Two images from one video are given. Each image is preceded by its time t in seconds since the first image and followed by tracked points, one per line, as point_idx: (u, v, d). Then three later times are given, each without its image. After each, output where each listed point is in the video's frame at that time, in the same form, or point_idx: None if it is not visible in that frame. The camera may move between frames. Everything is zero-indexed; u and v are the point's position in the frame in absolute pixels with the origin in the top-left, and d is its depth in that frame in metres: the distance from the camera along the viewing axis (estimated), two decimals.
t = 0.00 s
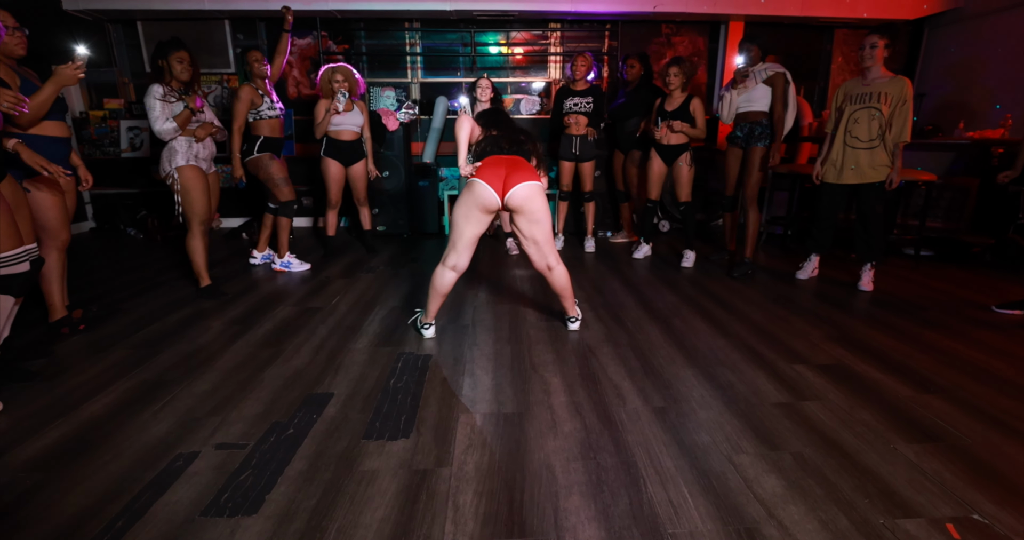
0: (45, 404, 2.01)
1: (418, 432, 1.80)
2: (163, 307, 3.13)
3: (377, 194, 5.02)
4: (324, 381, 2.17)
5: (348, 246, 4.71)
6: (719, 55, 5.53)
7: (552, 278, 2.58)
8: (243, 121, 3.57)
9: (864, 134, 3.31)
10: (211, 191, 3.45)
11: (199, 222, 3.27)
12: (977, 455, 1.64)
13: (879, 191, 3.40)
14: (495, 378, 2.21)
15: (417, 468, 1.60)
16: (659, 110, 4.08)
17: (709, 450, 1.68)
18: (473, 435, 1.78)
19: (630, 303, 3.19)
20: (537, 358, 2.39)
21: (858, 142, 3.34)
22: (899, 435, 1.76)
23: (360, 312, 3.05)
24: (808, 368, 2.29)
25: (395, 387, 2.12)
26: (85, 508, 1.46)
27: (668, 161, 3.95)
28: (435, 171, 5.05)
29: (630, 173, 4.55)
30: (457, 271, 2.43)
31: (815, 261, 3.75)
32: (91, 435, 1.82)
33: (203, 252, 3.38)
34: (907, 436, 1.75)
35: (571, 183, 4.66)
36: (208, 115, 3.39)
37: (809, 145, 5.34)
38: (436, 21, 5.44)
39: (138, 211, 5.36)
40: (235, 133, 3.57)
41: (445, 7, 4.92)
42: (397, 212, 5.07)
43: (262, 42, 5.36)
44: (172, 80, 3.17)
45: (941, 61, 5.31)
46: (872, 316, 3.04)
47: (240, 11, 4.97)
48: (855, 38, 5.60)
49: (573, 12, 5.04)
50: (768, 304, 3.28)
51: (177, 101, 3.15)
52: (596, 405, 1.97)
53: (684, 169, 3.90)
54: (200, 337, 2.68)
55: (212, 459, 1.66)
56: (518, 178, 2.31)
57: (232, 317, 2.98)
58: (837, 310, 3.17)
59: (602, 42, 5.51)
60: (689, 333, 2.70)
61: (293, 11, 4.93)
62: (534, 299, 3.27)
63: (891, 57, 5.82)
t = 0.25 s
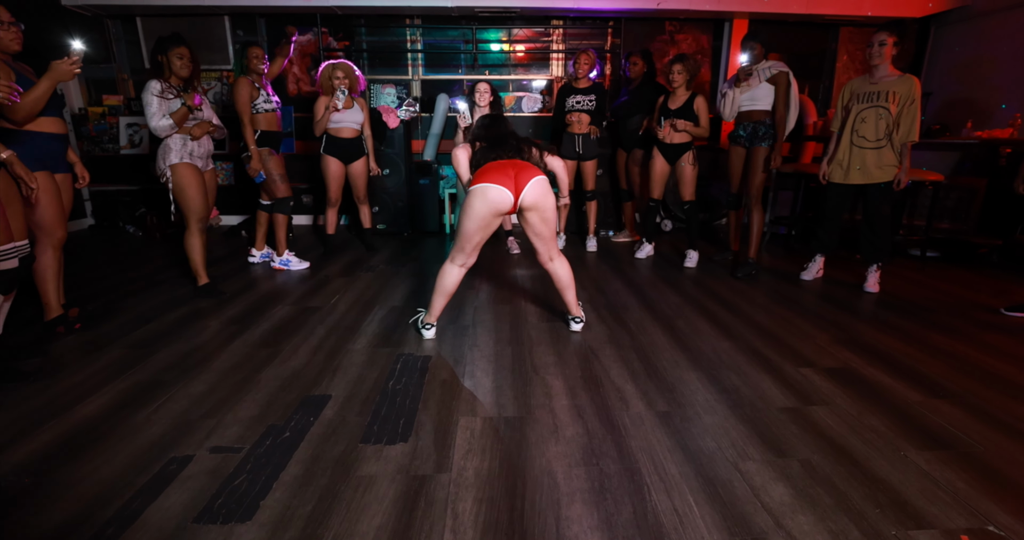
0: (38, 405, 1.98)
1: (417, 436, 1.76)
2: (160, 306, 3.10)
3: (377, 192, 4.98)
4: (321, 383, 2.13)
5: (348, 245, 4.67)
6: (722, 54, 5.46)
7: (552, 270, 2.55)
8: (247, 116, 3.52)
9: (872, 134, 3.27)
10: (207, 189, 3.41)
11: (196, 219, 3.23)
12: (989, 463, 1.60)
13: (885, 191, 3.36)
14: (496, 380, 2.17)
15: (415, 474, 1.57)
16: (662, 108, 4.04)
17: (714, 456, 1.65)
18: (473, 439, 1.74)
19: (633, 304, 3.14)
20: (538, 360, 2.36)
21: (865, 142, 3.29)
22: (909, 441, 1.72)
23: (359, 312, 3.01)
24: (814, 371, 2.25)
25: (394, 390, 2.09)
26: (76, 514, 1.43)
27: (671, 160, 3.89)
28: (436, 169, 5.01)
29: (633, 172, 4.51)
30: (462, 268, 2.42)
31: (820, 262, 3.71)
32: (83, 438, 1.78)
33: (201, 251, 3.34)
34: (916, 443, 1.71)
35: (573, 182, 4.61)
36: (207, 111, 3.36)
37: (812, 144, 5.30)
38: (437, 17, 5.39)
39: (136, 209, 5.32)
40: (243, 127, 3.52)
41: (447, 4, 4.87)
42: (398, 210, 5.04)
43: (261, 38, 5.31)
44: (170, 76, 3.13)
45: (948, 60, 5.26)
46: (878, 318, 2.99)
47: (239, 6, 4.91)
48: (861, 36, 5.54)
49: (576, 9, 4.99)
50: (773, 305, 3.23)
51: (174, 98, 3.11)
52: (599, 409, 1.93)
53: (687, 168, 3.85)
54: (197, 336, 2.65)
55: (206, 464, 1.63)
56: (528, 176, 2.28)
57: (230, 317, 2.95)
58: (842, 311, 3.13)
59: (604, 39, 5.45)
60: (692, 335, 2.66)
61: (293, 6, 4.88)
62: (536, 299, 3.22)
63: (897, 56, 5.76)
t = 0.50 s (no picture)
0: (32, 404, 1.94)
1: (416, 437, 1.73)
2: (157, 303, 3.06)
3: (377, 188, 4.94)
4: (319, 383, 2.10)
5: (348, 241, 4.63)
6: (726, 48, 5.42)
7: (557, 270, 2.50)
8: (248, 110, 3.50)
9: (880, 129, 3.23)
10: (206, 184, 3.37)
11: (193, 215, 3.19)
12: (1002, 467, 1.57)
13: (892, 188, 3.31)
14: (497, 379, 2.14)
15: (415, 476, 1.53)
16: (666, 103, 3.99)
17: (721, 458, 1.61)
18: (474, 440, 1.71)
19: (636, 301, 3.10)
20: (541, 359, 2.32)
21: (873, 138, 3.25)
22: (919, 444, 1.69)
23: (359, 309, 2.98)
24: (821, 371, 2.22)
25: (393, 390, 2.05)
26: (67, 517, 1.39)
27: (675, 156, 3.84)
28: (437, 165, 5.00)
29: (636, 168, 4.46)
30: (464, 266, 2.38)
31: (825, 260, 3.67)
32: (77, 439, 1.74)
33: (199, 247, 3.30)
34: (927, 446, 1.68)
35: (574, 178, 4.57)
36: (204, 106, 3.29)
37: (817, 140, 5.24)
38: (438, 11, 5.33)
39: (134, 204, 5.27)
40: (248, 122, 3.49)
41: None
42: (398, 206, 5.00)
43: (260, 32, 5.25)
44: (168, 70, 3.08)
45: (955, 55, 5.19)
46: (884, 317, 2.96)
47: None
48: (866, 31, 5.48)
49: (578, 2, 4.92)
50: (777, 303, 3.19)
51: (171, 93, 3.04)
52: (602, 409, 1.90)
53: (691, 165, 3.82)
54: (194, 334, 2.61)
55: (202, 466, 1.59)
56: (527, 174, 2.23)
57: (228, 314, 2.91)
58: (848, 310, 3.09)
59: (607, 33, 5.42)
60: (696, 333, 2.62)
61: None
62: (538, 296, 3.18)
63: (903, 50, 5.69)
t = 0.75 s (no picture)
0: (20, 408, 1.89)
1: (415, 444, 1.67)
2: (152, 303, 3.01)
3: (376, 187, 4.89)
4: (316, 387, 2.04)
5: (347, 240, 4.57)
6: (730, 44, 5.40)
7: (552, 265, 2.43)
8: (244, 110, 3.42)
9: (889, 128, 3.16)
10: (205, 183, 3.32)
11: (193, 215, 3.14)
12: (1022, 478, 1.51)
13: (901, 188, 3.25)
14: (498, 383, 2.08)
15: (413, 486, 1.48)
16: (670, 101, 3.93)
17: (730, 468, 1.56)
18: (475, 448, 1.65)
19: (639, 303, 3.05)
20: (542, 362, 2.26)
21: (882, 136, 3.19)
22: (935, 453, 1.64)
23: (357, 310, 2.93)
24: (830, 376, 2.16)
25: (391, 394, 2.00)
26: (53, 527, 1.34)
27: (679, 154, 3.79)
28: (438, 164, 4.89)
29: (638, 167, 4.40)
30: (461, 259, 2.33)
31: (831, 260, 3.61)
32: (65, 444, 1.69)
33: (196, 246, 3.25)
34: (943, 455, 1.62)
35: (576, 176, 4.52)
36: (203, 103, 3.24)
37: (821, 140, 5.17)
38: (438, 7, 5.27)
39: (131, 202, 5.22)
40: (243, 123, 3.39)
41: None
42: (398, 205, 4.95)
43: (258, 28, 5.19)
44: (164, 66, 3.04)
45: (960, 54, 5.15)
46: (893, 319, 2.90)
47: None
48: (872, 29, 5.42)
49: None
50: (783, 305, 3.14)
51: (169, 89, 3.01)
52: (606, 415, 1.85)
53: (696, 164, 3.75)
54: (190, 335, 2.55)
55: (193, 473, 1.54)
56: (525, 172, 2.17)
57: (224, 315, 2.86)
58: (855, 312, 3.04)
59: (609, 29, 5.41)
60: (702, 336, 2.57)
61: None
62: (539, 297, 3.13)
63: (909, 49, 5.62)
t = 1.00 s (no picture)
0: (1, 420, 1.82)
1: (411, 462, 1.60)
2: (143, 309, 2.93)
3: (374, 190, 4.82)
4: (309, 398, 1.97)
5: (344, 243, 4.50)
6: (732, 47, 5.30)
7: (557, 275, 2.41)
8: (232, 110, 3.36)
9: (895, 131, 3.10)
10: (201, 187, 3.23)
11: (188, 219, 3.06)
12: None
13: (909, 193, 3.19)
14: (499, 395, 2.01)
15: (409, 507, 1.41)
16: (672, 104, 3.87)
17: (742, 488, 1.49)
18: (474, 465, 1.58)
19: (643, 309, 2.98)
20: (544, 372, 2.19)
21: (888, 140, 3.13)
22: (955, 471, 1.56)
23: (354, 316, 2.86)
24: (841, 387, 2.09)
25: (388, 407, 1.92)
26: None
27: (682, 158, 3.73)
28: (437, 166, 4.83)
29: (641, 170, 4.34)
30: (455, 267, 2.30)
31: (837, 266, 3.55)
32: (44, 459, 1.61)
33: (190, 251, 3.17)
34: (965, 473, 1.55)
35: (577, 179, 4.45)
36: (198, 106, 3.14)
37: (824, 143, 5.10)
38: (438, 8, 5.21)
39: (125, 204, 5.15)
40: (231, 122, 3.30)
41: None
42: (396, 208, 4.87)
43: (255, 29, 5.12)
44: (158, 67, 2.95)
45: (964, 57, 5.10)
46: (902, 327, 2.83)
47: None
48: (875, 32, 5.36)
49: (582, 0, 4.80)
50: (789, 312, 3.07)
51: (164, 91, 2.91)
52: (611, 429, 1.78)
53: (700, 167, 3.68)
54: (181, 343, 2.48)
55: (178, 493, 1.47)
56: (526, 201, 2.15)
57: (216, 321, 2.78)
58: (863, 319, 2.97)
59: (610, 32, 5.26)
60: (707, 345, 2.50)
61: None
62: (540, 303, 3.06)
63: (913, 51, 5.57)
